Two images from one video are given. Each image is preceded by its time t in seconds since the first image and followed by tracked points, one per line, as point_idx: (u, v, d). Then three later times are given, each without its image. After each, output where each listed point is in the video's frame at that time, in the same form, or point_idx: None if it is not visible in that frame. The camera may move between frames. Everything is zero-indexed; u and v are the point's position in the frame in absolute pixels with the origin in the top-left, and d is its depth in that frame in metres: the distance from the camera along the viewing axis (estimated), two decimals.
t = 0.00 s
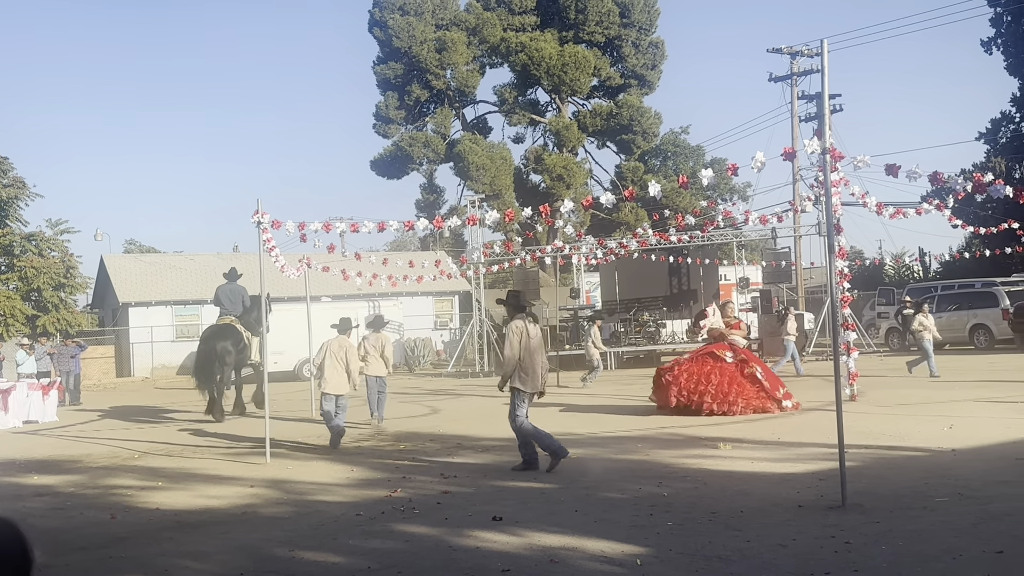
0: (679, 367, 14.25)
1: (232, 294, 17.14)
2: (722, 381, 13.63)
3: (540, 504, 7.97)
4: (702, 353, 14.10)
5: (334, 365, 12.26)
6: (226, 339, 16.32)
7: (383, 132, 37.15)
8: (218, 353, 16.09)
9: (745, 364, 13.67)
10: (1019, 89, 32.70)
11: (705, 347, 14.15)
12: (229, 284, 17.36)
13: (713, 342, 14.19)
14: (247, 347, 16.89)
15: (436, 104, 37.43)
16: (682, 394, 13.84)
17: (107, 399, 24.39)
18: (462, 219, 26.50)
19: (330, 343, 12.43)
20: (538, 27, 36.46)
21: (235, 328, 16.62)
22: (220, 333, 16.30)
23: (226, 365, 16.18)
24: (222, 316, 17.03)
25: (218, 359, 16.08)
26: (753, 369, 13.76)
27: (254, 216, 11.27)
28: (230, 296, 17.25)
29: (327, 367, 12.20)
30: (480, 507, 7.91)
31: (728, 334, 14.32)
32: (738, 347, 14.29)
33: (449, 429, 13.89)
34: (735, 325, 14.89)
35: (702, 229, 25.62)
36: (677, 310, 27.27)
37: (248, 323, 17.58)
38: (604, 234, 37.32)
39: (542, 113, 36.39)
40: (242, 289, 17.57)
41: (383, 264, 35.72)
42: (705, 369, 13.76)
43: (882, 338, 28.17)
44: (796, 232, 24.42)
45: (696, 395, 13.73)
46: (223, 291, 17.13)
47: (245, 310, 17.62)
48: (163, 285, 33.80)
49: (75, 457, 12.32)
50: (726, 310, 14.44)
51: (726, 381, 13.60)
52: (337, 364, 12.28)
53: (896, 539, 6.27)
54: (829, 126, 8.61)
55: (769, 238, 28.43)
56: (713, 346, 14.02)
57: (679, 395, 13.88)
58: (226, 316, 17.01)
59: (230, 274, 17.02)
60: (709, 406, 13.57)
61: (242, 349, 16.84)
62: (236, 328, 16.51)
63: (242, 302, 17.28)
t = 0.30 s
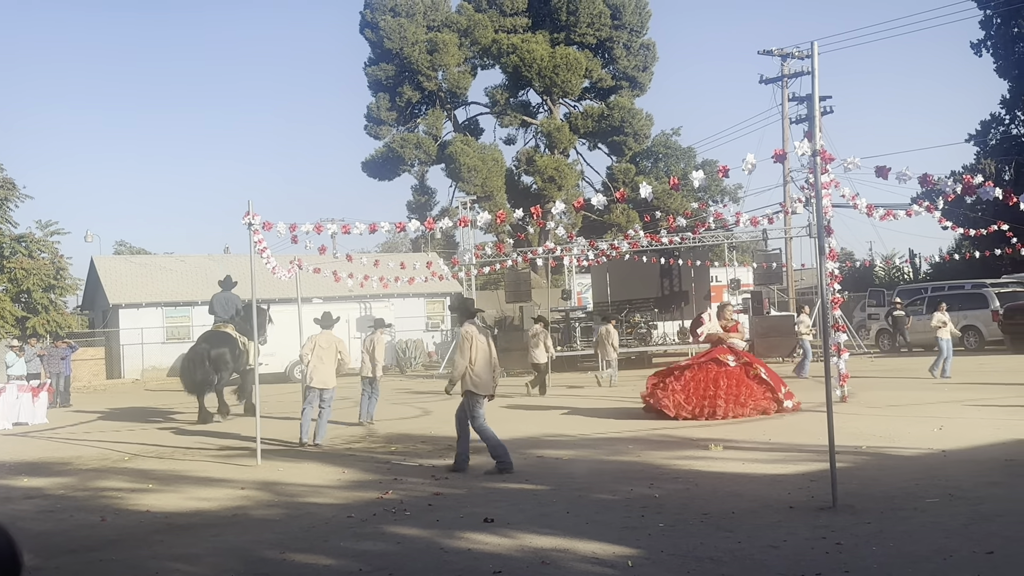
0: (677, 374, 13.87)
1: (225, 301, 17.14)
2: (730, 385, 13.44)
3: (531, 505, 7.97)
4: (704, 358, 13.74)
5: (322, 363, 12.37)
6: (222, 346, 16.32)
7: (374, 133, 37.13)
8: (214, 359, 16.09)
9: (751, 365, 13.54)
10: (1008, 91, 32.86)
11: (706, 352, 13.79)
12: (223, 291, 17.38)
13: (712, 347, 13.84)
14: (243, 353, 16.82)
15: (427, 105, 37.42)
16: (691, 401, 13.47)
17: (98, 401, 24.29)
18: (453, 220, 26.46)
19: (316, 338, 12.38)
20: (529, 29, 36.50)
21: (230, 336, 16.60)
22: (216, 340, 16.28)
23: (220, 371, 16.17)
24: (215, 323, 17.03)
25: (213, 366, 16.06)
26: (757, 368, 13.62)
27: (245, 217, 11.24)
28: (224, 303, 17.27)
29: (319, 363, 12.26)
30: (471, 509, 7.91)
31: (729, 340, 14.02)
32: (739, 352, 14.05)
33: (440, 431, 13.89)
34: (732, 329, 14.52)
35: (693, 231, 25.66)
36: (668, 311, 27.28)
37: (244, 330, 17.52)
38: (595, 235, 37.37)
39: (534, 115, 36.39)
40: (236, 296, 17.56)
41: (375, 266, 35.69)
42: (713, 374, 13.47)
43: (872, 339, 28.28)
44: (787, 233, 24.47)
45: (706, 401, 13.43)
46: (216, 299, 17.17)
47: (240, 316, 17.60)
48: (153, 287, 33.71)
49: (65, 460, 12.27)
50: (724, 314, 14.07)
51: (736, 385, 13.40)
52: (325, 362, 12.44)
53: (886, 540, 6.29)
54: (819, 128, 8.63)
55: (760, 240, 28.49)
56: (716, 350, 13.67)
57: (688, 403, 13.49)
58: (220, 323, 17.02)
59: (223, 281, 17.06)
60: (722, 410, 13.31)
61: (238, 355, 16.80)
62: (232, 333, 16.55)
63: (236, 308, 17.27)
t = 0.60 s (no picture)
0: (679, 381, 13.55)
1: (219, 294, 17.12)
2: (735, 386, 13.19)
3: (521, 506, 7.98)
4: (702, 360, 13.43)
5: (315, 366, 12.43)
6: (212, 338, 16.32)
7: (365, 134, 37.10)
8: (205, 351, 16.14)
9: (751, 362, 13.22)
10: (996, 94, 33.05)
11: (703, 355, 13.44)
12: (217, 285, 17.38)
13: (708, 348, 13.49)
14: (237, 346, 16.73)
15: (418, 106, 37.39)
16: (699, 408, 13.16)
17: (86, 403, 24.16)
18: (443, 221, 26.44)
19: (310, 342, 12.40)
20: (520, 30, 36.56)
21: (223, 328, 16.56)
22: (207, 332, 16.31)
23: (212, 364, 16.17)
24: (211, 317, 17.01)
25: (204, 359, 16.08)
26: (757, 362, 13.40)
27: (234, 217, 11.18)
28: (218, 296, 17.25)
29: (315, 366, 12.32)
30: (461, 510, 7.90)
31: (726, 338, 13.65)
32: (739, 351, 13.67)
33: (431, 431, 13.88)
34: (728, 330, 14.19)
35: (683, 232, 25.72)
36: (658, 312, 27.31)
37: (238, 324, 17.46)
38: (585, 236, 37.41)
39: (524, 116, 36.40)
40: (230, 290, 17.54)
41: (365, 266, 35.64)
42: (716, 377, 13.18)
43: (861, 340, 28.39)
44: (776, 235, 24.53)
45: (714, 406, 13.18)
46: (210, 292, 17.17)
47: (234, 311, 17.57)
48: (142, 287, 33.60)
49: (53, 461, 12.20)
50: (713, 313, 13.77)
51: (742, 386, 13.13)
52: (317, 363, 12.52)
53: (875, 540, 6.31)
54: (807, 129, 8.66)
55: (750, 241, 28.56)
56: (713, 353, 13.34)
57: (697, 412, 13.17)
58: (215, 316, 17.00)
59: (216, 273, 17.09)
60: (735, 413, 13.08)
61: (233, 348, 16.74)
62: (227, 323, 16.58)
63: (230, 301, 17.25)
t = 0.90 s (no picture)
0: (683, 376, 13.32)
1: (212, 303, 17.19)
2: (742, 382, 13.05)
3: (509, 507, 7.98)
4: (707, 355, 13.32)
5: (313, 363, 12.82)
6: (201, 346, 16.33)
7: (353, 134, 37.03)
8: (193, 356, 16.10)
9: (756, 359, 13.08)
10: (982, 95, 33.25)
11: (709, 352, 13.33)
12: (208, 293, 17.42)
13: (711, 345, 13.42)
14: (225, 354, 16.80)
15: (406, 106, 37.34)
16: (705, 402, 12.94)
17: (73, 403, 24.02)
18: (432, 221, 26.40)
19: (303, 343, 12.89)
20: (508, 30, 36.56)
21: (212, 336, 16.60)
22: (196, 340, 16.33)
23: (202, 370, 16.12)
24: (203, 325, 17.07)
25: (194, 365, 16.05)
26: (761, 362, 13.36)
27: (221, 217, 11.13)
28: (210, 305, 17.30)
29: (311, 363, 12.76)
30: (449, 511, 7.90)
31: (726, 336, 13.63)
32: (739, 350, 13.68)
33: (419, 432, 13.87)
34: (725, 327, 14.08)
35: (672, 233, 25.77)
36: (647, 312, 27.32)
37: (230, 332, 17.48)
38: (574, 237, 37.46)
39: (512, 116, 36.40)
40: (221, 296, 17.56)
41: (353, 267, 35.56)
42: (724, 372, 13.01)
43: (848, 341, 28.50)
44: (764, 235, 24.60)
45: (719, 401, 12.98)
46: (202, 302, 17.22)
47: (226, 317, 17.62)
48: (129, 288, 33.43)
49: (38, 462, 12.13)
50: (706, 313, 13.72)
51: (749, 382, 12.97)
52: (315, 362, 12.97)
53: (861, 540, 6.34)
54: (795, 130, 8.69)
55: (737, 242, 28.65)
56: (720, 349, 13.23)
57: (702, 407, 12.94)
58: (207, 324, 17.07)
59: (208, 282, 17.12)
60: (739, 409, 12.91)
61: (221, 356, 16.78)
62: (215, 331, 16.63)
63: (222, 308, 17.28)
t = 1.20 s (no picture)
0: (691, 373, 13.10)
1: (202, 295, 17.17)
2: (751, 383, 12.94)
3: (496, 507, 7.98)
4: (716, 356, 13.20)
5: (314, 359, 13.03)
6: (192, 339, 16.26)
7: (340, 133, 36.93)
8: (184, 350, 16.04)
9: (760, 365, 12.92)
10: (967, 96, 33.42)
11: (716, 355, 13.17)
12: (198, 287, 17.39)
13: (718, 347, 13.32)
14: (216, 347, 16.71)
15: (393, 106, 37.26)
16: (717, 403, 12.73)
17: (57, 403, 23.86)
18: (419, 221, 26.34)
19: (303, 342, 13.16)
20: (496, 30, 36.56)
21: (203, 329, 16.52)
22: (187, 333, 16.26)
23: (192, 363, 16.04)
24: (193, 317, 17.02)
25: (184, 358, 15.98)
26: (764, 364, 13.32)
27: (206, 216, 11.08)
28: (200, 298, 17.26)
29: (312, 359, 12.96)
30: (436, 511, 7.89)
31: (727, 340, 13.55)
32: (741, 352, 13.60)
33: (406, 432, 13.86)
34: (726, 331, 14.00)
35: (658, 233, 25.81)
36: (634, 313, 27.34)
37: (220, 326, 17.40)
38: (561, 237, 37.48)
39: (500, 116, 36.40)
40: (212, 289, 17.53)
41: (340, 266, 35.47)
42: (734, 373, 12.86)
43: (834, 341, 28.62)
44: (751, 235, 24.69)
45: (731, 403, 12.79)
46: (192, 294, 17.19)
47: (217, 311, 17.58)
48: (114, 287, 33.25)
49: (23, 463, 12.05)
50: (706, 319, 13.74)
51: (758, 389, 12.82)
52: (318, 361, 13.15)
53: (847, 539, 6.37)
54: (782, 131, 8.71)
55: (724, 242, 28.72)
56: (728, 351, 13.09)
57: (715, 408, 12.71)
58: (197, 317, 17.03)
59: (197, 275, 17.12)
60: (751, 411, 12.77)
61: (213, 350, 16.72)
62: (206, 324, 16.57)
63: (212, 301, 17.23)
